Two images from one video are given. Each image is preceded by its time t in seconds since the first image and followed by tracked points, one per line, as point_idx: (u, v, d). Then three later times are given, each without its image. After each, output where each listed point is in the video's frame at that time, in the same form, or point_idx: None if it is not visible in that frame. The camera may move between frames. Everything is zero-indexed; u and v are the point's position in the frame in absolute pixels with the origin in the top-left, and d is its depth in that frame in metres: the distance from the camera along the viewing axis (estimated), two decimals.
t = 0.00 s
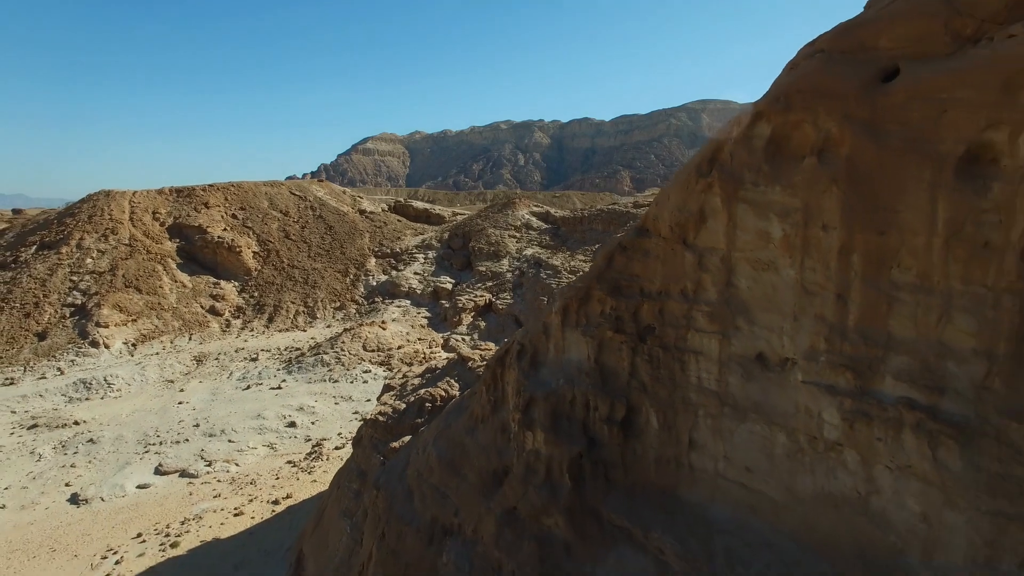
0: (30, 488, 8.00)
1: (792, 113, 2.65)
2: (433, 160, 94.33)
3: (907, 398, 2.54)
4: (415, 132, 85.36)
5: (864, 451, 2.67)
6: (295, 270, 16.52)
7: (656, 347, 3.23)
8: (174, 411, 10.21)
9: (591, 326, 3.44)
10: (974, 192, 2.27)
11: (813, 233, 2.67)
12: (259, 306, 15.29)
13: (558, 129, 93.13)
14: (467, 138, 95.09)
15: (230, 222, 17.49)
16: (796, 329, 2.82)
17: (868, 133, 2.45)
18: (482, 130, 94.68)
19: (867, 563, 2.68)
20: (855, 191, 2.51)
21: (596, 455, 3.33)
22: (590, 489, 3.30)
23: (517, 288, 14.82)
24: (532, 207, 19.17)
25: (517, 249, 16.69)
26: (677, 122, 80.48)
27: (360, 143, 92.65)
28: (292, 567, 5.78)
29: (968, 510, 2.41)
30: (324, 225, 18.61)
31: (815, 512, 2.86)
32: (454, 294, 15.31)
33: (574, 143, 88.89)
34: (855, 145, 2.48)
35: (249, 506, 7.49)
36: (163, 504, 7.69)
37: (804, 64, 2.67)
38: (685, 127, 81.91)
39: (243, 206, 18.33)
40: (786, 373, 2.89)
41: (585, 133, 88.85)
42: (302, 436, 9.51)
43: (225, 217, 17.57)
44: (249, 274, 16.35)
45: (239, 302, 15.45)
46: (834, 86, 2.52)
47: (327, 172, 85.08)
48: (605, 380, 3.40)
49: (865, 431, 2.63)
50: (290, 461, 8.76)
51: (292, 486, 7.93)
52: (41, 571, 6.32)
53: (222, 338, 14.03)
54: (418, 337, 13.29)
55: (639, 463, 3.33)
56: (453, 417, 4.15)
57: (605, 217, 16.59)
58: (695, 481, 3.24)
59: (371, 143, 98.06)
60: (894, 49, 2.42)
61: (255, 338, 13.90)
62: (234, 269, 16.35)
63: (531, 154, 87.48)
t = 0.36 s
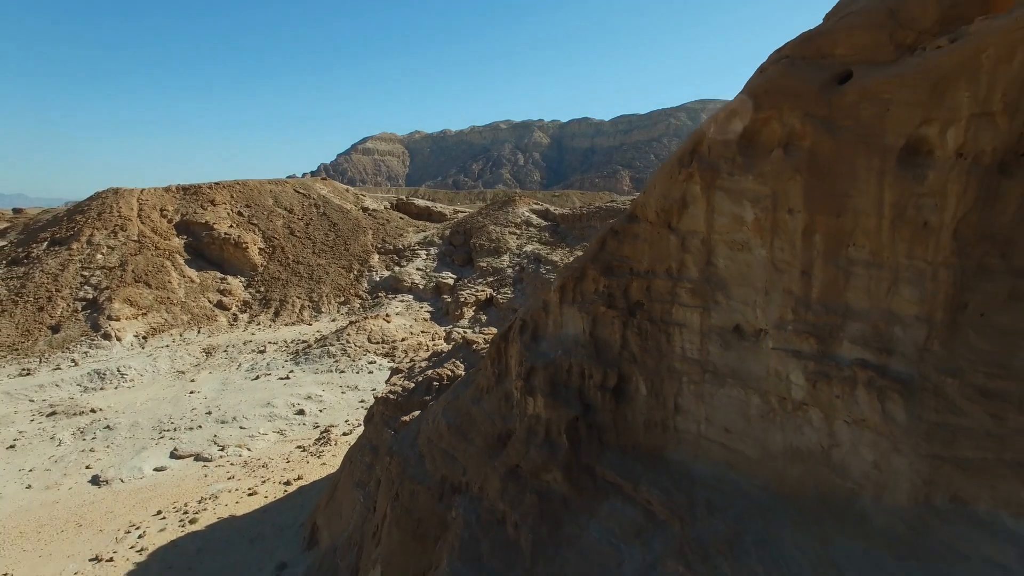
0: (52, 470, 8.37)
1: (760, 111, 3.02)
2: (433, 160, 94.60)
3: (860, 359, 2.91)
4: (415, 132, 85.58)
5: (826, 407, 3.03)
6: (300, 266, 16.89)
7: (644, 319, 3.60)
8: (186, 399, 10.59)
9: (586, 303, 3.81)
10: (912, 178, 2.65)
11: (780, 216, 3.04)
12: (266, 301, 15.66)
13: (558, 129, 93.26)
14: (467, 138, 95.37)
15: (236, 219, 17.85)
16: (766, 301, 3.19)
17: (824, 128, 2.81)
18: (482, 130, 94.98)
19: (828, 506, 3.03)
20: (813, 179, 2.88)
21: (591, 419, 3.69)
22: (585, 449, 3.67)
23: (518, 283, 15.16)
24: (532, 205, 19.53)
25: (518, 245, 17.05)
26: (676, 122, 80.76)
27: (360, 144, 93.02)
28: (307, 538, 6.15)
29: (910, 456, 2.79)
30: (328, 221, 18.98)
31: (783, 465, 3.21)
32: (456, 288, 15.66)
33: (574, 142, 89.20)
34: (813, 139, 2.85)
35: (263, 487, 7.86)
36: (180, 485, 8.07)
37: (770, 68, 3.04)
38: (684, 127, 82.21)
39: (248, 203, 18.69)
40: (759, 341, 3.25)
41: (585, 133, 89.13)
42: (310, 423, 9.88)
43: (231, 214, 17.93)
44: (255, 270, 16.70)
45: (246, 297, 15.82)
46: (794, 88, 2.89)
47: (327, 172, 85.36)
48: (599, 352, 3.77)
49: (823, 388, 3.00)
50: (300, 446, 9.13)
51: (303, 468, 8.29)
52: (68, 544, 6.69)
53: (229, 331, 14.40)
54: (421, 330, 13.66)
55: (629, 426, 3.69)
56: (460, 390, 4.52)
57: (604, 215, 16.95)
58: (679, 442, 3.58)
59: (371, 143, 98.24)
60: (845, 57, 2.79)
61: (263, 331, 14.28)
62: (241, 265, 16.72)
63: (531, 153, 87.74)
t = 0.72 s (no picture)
0: (72, 455, 8.73)
1: (737, 108, 3.38)
2: (433, 159, 94.86)
3: (827, 329, 3.25)
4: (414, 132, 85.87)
5: (797, 373, 3.36)
6: (304, 262, 17.24)
7: (635, 298, 3.94)
8: (197, 389, 10.94)
9: (582, 284, 4.16)
10: (869, 167, 3.01)
11: (755, 202, 3.39)
12: (271, 296, 16.00)
13: (557, 128, 93.44)
14: (466, 137, 95.63)
15: (241, 216, 18.20)
16: (744, 278, 3.52)
17: (792, 122, 3.17)
18: (481, 129, 95.23)
19: (800, 462, 3.35)
20: (783, 168, 3.23)
21: (587, 389, 4.04)
22: (581, 417, 4.01)
23: (518, 278, 15.51)
24: (532, 202, 19.88)
25: (518, 241, 17.40)
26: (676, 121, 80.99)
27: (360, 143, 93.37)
28: (319, 514, 6.48)
29: (870, 413, 3.13)
30: (331, 218, 19.32)
31: (759, 427, 3.53)
32: (457, 283, 16.00)
33: (573, 142, 89.43)
34: (783, 133, 3.21)
35: (274, 469, 8.22)
36: (195, 468, 8.42)
37: (746, 69, 3.40)
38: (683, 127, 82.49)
39: (253, 200, 19.04)
40: (738, 315, 3.58)
41: (584, 132, 89.38)
42: (318, 411, 10.23)
43: (237, 212, 18.28)
44: (260, 266, 17.05)
45: (252, 292, 16.17)
46: (766, 87, 3.25)
47: (327, 172, 85.63)
48: (594, 328, 4.12)
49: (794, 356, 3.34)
50: (308, 432, 9.48)
51: (312, 452, 8.63)
52: (93, 520, 7.05)
53: (236, 325, 14.74)
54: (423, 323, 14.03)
55: (621, 396, 4.02)
56: (466, 367, 4.87)
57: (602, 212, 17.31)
58: (666, 410, 3.90)
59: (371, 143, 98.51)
60: (811, 59, 3.16)
61: (269, 325, 14.63)
62: (246, 260, 17.07)
63: (531, 152, 88.00)
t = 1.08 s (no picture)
0: (89, 440, 9.07)
1: (719, 105, 3.72)
2: (432, 159, 95.14)
3: (800, 304, 3.58)
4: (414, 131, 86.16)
5: (774, 345, 3.67)
6: (308, 257, 17.58)
7: (627, 279, 4.28)
8: (207, 379, 11.28)
9: (579, 267, 4.50)
10: (835, 157, 3.35)
11: (736, 189, 3.72)
12: (276, 290, 16.34)
13: (557, 128, 93.65)
14: (466, 137, 95.87)
15: (246, 213, 18.54)
16: (726, 259, 3.84)
17: (768, 117, 3.52)
18: (481, 129, 95.51)
19: (776, 426, 3.66)
20: (759, 159, 3.57)
21: (583, 364, 4.37)
22: (577, 389, 4.36)
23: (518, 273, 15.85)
24: (532, 199, 20.22)
25: (518, 237, 17.75)
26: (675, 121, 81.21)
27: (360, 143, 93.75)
28: (329, 492, 6.80)
29: (838, 379, 3.45)
30: (334, 215, 19.66)
31: (740, 397, 3.83)
32: (459, 278, 16.35)
33: (573, 141, 89.73)
34: (759, 127, 3.55)
35: (285, 453, 8.56)
36: (208, 452, 8.76)
37: (728, 70, 3.75)
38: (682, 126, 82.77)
39: (257, 197, 19.37)
40: (721, 294, 3.90)
41: (583, 132, 89.66)
42: (324, 399, 10.57)
43: (242, 208, 18.61)
44: (265, 261, 17.38)
45: (257, 287, 16.50)
46: (745, 86, 3.59)
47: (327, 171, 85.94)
48: (590, 308, 4.45)
49: (771, 329, 3.66)
50: (316, 419, 9.82)
51: (320, 437, 8.97)
52: (113, 499, 7.39)
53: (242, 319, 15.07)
54: (426, 317, 14.37)
55: (615, 370, 4.36)
56: (470, 348, 5.21)
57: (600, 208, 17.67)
58: (656, 383, 4.22)
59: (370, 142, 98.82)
60: (785, 61, 3.51)
61: (275, 319, 14.96)
62: (252, 256, 17.40)
63: (530, 152, 88.25)
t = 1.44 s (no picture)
0: (104, 427, 9.40)
1: (703, 102, 4.05)
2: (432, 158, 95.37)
3: (777, 285, 3.90)
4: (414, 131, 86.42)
5: (754, 323, 3.99)
6: (312, 254, 17.89)
7: (620, 264, 4.60)
8: (215, 370, 11.60)
9: (576, 254, 4.83)
10: (807, 150, 3.68)
11: (719, 180, 4.04)
12: (281, 286, 16.66)
13: (557, 128, 93.92)
14: (466, 136, 96.09)
15: (250, 210, 18.85)
16: (711, 245, 4.17)
17: (748, 113, 3.84)
18: (481, 129, 95.74)
19: (756, 397, 3.98)
20: (739, 152, 3.90)
21: (579, 344, 4.70)
22: (574, 367, 4.69)
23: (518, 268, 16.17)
24: (531, 197, 20.53)
25: (518, 234, 18.07)
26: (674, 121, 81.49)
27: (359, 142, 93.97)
28: (338, 473, 7.12)
29: (811, 353, 3.76)
30: (337, 213, 19.99)
31: (724, 372, 4.15)
32: (460, 274, 16.66)
33: (572, 141, 89.99)
34: (739, 122, 3.89)
35: (293, 439, 8.89)
36: (219, 438, 9.08)
37: (711, 70, 4.08)
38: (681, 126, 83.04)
39: (261, 195, 19.69)
40: (706, 277, 4.22)
41: (583, 131, 89.93)
42: (330, 389, 10.90)
43: (246, 206, 18.92)
44: (269, 257, 17.69)
45: (262, 282, 16.82)
46: (727, 85, 3.93)
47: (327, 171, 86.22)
48: (585, 292, 4.78)
49: (751, 308, 3.98)
50: (322, 407, 10.14)
51: (327, 424, 9.30)
52: (130, 481, 7.72)
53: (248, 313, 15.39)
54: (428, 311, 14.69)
55: (609, 350, 4.68)
56: (474, 331, 5.53)
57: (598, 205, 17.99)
58: (647, 361, 4.54)
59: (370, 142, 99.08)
60: (763, 62, 3.85)
61: (279, 313, 15.28)
62: (256, 252, 17.71)
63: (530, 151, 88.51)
